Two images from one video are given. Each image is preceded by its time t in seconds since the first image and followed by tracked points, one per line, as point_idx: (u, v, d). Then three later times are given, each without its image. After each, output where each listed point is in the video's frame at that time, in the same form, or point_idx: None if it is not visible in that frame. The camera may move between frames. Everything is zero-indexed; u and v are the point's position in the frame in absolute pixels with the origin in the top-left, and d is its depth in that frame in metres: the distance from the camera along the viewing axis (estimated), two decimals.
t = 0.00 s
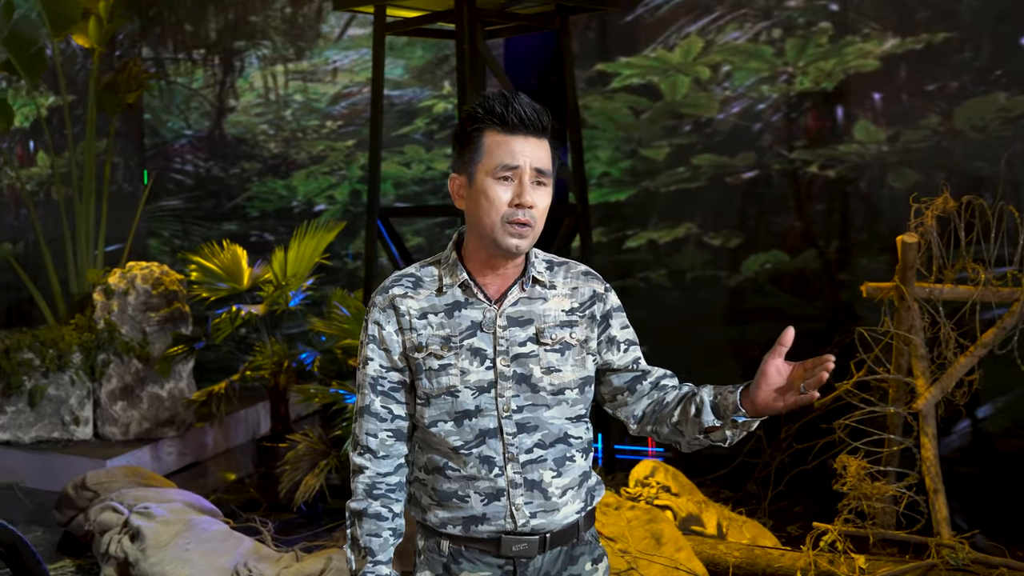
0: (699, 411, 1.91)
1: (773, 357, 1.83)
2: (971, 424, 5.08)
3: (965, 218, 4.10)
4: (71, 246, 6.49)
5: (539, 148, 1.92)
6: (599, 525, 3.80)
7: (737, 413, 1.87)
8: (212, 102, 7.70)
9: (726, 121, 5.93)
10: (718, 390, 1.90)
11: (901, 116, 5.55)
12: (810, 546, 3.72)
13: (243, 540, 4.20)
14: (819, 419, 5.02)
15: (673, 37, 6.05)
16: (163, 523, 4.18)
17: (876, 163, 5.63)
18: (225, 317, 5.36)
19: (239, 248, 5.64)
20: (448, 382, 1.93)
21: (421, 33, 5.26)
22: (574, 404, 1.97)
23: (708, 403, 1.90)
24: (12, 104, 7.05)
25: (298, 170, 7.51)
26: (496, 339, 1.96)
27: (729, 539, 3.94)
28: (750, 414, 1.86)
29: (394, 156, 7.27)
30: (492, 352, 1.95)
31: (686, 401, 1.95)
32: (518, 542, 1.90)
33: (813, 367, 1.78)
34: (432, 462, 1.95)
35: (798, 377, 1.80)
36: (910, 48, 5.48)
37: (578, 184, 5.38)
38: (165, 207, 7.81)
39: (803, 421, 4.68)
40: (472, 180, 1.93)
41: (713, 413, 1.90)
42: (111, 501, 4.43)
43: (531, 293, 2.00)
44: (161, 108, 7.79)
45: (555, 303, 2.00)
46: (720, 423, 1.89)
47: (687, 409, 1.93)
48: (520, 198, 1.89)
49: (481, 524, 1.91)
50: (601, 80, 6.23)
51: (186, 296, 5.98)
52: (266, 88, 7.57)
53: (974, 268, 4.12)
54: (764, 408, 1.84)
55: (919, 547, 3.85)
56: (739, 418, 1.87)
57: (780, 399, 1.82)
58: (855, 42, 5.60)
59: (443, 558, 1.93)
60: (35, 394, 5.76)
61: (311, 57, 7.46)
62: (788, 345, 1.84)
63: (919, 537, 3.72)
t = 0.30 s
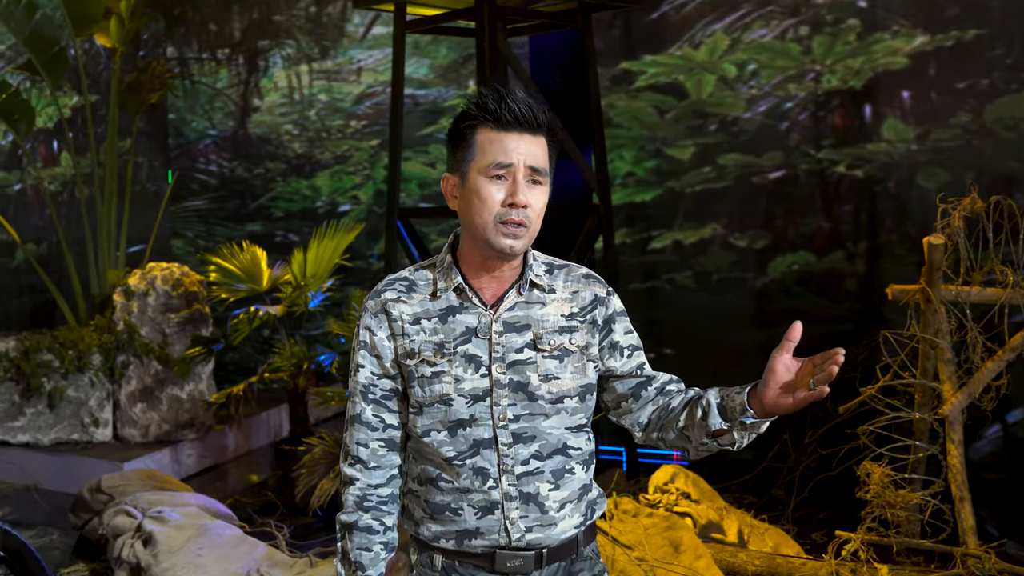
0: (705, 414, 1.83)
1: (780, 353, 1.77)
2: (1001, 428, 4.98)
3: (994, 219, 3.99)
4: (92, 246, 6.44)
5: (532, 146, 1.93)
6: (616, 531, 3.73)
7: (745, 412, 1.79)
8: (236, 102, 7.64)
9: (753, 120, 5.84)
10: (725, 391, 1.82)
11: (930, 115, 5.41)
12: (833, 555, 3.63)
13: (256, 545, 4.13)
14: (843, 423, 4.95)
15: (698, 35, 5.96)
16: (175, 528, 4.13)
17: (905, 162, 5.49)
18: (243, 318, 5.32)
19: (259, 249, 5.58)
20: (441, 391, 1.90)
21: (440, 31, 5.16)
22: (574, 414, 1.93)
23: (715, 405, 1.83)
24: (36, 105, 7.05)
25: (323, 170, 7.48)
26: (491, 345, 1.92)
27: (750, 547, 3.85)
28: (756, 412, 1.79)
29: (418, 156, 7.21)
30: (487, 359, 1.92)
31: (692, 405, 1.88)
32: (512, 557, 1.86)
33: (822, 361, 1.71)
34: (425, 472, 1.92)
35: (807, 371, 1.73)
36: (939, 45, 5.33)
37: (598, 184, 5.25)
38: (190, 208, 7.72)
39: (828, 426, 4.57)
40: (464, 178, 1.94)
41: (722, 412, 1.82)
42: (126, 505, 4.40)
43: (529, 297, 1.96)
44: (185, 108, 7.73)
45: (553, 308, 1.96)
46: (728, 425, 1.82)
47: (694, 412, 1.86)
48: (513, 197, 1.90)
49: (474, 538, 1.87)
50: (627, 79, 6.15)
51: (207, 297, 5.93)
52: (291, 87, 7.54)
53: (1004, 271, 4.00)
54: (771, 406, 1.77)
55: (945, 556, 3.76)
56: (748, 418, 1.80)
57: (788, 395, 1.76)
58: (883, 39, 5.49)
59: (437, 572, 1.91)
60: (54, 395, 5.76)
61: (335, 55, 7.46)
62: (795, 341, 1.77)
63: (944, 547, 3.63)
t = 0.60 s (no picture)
0: (713, 425, 1.79)
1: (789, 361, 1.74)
2: None
3: None
4: (114, 247, 6.44)
5: (531, 149, 1.98)
6: (633, 540, 3.64)
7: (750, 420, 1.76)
8: (260, 103, 7.60)
9: (778, 121, 5.75)
10: (731, 402, 1.78)
11: (960, 115, 5.32)
12: (855, 566, 3.55)
13: (270, 551, 4.07)
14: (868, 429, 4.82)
15: (723, 34, 5.86)
16: (189, 534, 4.09)
17: (934, 163, 5.39)
18: (261, 322, 5.29)
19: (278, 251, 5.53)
20: (436, 404, 1.94)
21: (460, 31, 5.12)
22: (573, 429, 1.96)
23: (724, 415, 1.79)
24: (59, 106, 7.04)
25: (345, 172, 7.40)
26: (488, 356, 1.96)
27: (772, 556, 3.74)
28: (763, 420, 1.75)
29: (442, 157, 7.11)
30: (484, 370, 1.96)
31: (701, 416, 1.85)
32: None
33: (832, 365, 1.67)
34: (421, 487, 1.97)
35: (818, 377, 1.70)
36: (969, 44, 5.24)
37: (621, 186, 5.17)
38: (214, 208, 7.73)
39: (853, 431, 4.47)
40: (462, 182, 1.99)
41: (728, 425, 1.78)
42: (141, 509, 4.35)
43: (529, 306, 2.01)
44: (208, 108, 7.71)
45: (555, 318, 2.00)
46: (735, 437, 1.77)
47: (701, 425, 1.83)
48: (510, 202, 1.95)
49: (469, 556, 1.92)
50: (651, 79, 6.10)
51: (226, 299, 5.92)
52: (314, 88, 7.46)
53: None
54: (779, 413, 1.73)
55: (971, 568, 3.66)
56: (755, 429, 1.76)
57: (796, 401, 1.72)
58: (912, 37, 5.37)
59: None
60: (73, 398, 5.69)
61: (358, 56, 7.35)
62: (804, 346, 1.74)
63: (969, 558, 3.54)
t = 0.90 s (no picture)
0: (720, 435, 1.76)
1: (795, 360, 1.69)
2: None
3: None
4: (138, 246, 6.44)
5: (535, 147, 1.94)
6: (654, 548, 3.58)
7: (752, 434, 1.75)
8: (286, 102, 7.56)
9: (807, 120, 5.66)
10: (738, 411, 1.75)
11: (993, 115, 5.16)
12: None
13: (287, 556, 4.02)
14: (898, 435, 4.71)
15: (752, 32, 5.76)
16: (205, 537, 4.04)
17: (966, 163, 5.24)
18: (282, 323, 5.25)
19: (301, 251, 5.48)
20: (437, 413, 1.92)
21: (483, 29, 5.06)
22: (580, 441, 1.92)
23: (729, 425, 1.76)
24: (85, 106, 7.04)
25: (371, 171, 7.32)
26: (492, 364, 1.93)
27: (798, 565, 3.66)
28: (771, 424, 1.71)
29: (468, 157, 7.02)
30: (488, 379, 1.92)
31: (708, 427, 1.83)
32: None
33: (836, 363, 1.61)
34: (422, 499, 1.94)
35: (820, 380, 1.64)
36: (1003, 41, 5.10)
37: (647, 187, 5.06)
38: (240, 208, 7.72)
39: (882, 437, 4.37)
40: (466, 182, 1.96)
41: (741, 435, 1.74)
42: (158, 512, 4.32)
43: (536, 312, 1.96)
44: (235, 108, 7.69)
45: (563, 325, 1.96)
46: (743, 446, 1.74)
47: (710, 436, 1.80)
48: (514, 203, 1.91)
49: (469, 571, 1.89)
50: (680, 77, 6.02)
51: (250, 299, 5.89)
52: (340, 87, 7.41)
53: None
54: (789, 417, 1.68)
55: None
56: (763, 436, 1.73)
57: (800, 404, 1.66)
58: (944, 35, 5.24)
59: None
60: (95, 399, 5.64)
61: (385, 55, 7.29)
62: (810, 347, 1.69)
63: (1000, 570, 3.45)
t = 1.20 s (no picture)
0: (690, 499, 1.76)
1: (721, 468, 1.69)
2: None
3: None
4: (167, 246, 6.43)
5: (546, 148, 1.85)
6: (681, 556, 3.50)
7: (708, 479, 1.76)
8: (318, 101, 7.48)
9: (843, 118, 5.55)
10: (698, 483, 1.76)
11: None
12: None
13: (309, 561, 3.97)
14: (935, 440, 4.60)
15: (786, 28, 5.68)
16: (226, 542, 3.99)
17: (1006, 163, 5.11)
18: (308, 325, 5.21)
19: (327, 251, 5.44)
20: (447, 422, 1.83)
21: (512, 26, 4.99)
22: (598, 458, 1.82)
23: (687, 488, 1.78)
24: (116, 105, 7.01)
25: (403, 171, 7.28)
26: (506, 373, 1.83)
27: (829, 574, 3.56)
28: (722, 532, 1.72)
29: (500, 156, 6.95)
30: (501, 390, 1.82)
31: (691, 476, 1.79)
32: None
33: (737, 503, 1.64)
34: (430, 513, 1.87)
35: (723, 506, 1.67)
36: None
37: (678, 187, 4.98)
38: (272, 207, 7.58)
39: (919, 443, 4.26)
40: (479, 185, 1.88)
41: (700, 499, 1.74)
42: (181, 515, 4.29)
43: (556, 320, 1.86)
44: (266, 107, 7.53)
45: (584, 335, 1.85)
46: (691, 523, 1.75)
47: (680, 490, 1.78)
48: (521, 205, 1.82)
49: None
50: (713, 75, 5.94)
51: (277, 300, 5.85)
52: (372, 86, 7.36)
53: None
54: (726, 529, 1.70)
55: None
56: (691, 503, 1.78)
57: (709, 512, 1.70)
58: (983, 30, 5.13)
59: None
60: (123, 399, 5.59)
61: (416, 53, 7.26)
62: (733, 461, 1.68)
63: None
